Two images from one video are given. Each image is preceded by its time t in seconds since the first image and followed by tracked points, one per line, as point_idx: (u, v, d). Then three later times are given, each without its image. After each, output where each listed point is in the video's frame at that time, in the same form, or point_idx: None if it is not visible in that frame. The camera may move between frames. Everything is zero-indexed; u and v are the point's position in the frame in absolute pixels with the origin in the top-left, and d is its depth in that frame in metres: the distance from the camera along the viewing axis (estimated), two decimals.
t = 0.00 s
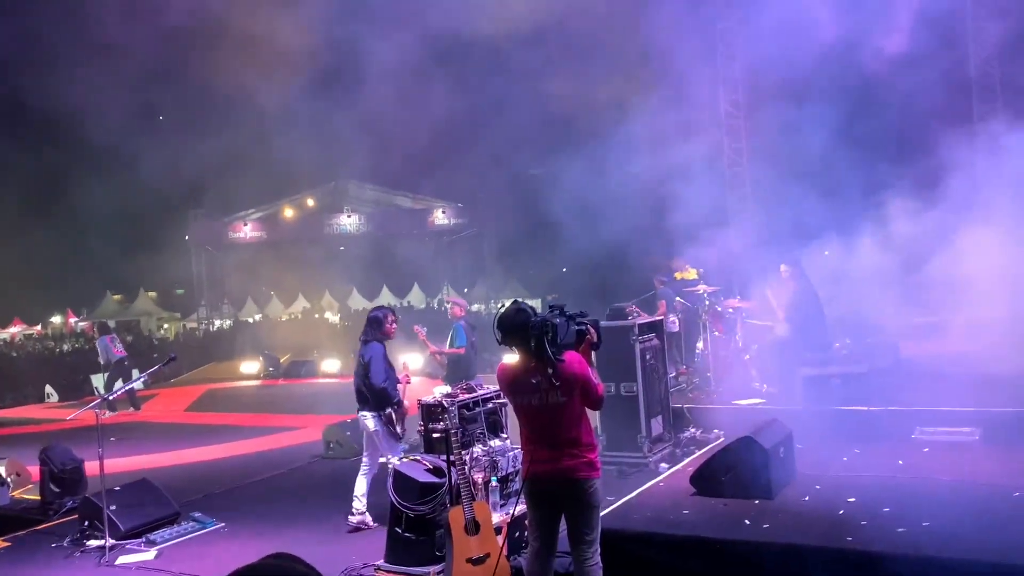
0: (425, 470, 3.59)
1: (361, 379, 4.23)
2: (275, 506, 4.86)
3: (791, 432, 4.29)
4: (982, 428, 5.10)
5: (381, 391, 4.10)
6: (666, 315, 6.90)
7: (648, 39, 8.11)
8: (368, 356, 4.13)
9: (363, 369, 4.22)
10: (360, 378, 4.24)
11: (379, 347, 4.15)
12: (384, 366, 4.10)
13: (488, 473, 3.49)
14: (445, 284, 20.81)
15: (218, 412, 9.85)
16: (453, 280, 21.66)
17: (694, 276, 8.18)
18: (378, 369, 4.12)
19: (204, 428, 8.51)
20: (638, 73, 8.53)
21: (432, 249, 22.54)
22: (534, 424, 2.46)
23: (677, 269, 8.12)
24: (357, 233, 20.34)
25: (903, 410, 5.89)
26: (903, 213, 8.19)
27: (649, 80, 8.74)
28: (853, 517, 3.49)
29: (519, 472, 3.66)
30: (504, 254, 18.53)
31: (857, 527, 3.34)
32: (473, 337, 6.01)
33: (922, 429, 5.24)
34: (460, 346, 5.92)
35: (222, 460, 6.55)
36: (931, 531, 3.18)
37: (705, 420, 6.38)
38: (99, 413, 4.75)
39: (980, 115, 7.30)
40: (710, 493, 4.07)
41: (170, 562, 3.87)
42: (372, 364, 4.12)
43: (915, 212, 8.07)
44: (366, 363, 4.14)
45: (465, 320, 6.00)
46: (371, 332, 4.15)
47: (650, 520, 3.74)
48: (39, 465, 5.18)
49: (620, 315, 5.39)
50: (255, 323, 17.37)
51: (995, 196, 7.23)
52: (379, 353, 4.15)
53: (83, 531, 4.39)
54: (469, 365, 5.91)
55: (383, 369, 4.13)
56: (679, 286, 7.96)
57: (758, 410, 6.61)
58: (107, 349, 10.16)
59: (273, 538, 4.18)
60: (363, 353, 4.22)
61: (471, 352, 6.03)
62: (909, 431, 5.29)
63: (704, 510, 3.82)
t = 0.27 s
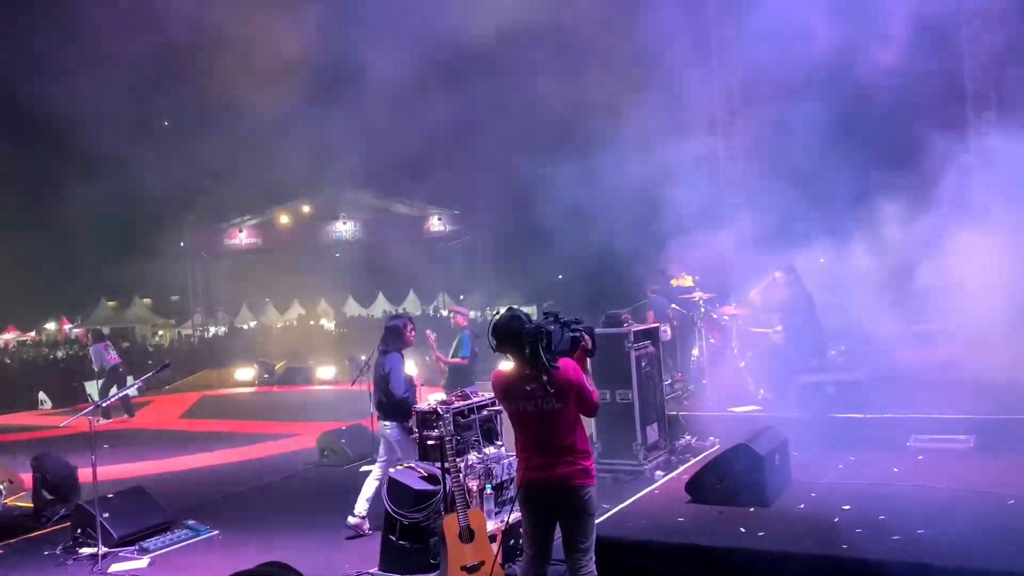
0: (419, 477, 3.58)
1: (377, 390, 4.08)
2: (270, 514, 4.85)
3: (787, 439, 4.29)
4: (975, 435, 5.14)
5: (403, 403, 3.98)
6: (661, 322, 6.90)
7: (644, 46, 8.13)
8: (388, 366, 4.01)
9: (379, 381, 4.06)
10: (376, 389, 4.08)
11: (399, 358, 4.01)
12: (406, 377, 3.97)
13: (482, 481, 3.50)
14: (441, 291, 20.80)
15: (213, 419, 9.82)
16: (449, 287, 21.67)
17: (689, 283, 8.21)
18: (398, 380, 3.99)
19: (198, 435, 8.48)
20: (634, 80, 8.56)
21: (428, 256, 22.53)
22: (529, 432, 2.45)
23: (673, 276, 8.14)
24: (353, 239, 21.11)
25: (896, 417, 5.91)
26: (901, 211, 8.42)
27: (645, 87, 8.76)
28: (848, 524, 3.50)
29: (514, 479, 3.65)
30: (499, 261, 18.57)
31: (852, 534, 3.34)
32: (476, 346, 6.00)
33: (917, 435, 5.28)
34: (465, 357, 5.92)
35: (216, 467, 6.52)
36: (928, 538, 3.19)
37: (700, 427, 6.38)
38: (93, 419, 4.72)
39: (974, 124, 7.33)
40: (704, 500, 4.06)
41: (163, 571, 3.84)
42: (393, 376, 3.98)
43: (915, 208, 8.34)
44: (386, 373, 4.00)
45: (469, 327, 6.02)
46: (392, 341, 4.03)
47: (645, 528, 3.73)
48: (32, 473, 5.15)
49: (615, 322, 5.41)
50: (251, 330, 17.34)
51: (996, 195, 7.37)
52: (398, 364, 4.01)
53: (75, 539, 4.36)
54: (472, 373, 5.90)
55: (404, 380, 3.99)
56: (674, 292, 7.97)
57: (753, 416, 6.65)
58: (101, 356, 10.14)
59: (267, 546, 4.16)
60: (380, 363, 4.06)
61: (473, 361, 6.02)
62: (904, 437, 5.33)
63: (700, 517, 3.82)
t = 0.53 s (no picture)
0: (414, 482, 3.58)
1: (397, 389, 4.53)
2: (264, 517, 4.84)
3: (781, 444, 4.29)
4: (970, 439, 5.15)
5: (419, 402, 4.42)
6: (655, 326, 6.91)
7: (639, 48, 8.14)
8: (407, 367, 4.44)
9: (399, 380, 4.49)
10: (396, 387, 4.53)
11: (418, 360, 4.46)
12: (423, 378, 4.40)
13: (477, 485, 3.46)
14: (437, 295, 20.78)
15: (208, 423, 9.80)
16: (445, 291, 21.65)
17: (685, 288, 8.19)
18: (417, 381, 4.41)
19: (193, 439, 8.46)
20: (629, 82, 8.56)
21: (423, 260, 22.50)
22: (523, 436, 2.45)
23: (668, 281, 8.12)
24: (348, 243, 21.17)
25: (890, 422, 5.92)
26: (888, 219, 8.39)
27: (640, 93, 8.78)
28: (841, 529, 3.50)
29: (509, 483, 3.63)
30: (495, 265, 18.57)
31: (844, 538, 3.35)
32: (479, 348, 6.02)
33: (911, 440, 5.28)
34: (467, 358, 5.89)
35: (210, 470, 6.52)
36: (920, 542, 3.19)
37: (694, 431, 6.39)
38: (87, 422, 4.71)
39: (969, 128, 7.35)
40: (698, 504, 4.06)
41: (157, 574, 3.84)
42: (413, 377, 4.40)
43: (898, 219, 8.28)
44: (405, 373, 4.43)
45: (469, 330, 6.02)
46: (412, 345, 4.47)
47: (640, 532, 3.73)
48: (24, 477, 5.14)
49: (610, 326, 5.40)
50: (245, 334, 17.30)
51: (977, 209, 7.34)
52: (417, 366, 4.45)
53: (68, 542, 4.35)
54: (473, 376, 5.89)
55: (422, 382, 4.43)
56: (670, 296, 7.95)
57: (747, 421, 6.65)
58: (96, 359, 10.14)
59: (261, 550, 4.16)
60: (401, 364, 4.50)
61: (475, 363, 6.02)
62: (898, 441, 5.34)
63: (694, 522, 3.82)
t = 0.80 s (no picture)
0: (407, 483, 3.57)
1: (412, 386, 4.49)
2: (259, 518, 4.83)
3: (775, 446, 4.30)
4: (964, 443, 5.16)
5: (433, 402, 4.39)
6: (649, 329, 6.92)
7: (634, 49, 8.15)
8: (421, 366, 4.40)
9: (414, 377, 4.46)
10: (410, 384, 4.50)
11: (433, 359, 4.42)
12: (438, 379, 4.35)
13: (471, 487, 3.47)
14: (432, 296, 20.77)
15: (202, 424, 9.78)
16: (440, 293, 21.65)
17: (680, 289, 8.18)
18: (431, 381, 4.37)
19: (186, 440, 8.44)
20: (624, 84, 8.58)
21: (418, 262, 22.48)
22: (517, 438, 2.45)
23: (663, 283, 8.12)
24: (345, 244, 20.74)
25: (882, 425, 5.94)
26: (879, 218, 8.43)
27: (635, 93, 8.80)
28: (835, 532, 3.50)
29: (503, 485, 3.63)
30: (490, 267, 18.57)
31: (838, 541, 3.35)
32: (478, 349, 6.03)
33: (905, 443, 5.30)
34: (467, 361, 5.89)
35: (203, 471, 6.50)
36: (913, 546, 3.20)
37: (688, 434, 6.39)
38: (80, 423, 4.69)
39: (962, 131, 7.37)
40: (692, 506, 4.06)
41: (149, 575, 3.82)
42: (428, 377, 4.36)
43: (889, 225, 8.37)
44: (419, 372, 4.39)
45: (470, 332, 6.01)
46: (430, 343, 4.41)
47: (634, 534, 3.72)
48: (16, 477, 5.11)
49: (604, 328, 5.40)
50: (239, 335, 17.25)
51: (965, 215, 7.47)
52: (430, 365, 4.40)
53: (60, 543, 4.33)
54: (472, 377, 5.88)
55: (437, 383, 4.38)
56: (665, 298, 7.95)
57: (742, 423, 6.65)
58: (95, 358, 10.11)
59: (255, 551, 4.14)
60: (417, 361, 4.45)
61: (475, 366, 6.03)
62: (892, 444, 5.36)
63: (689, 524, 3.82)
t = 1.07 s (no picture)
0: (402, 483, 3.57)
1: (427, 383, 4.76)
2: (252, 519, 4.82)
3: (769, 448, 4.30)
4: (958, 444, 5.18)
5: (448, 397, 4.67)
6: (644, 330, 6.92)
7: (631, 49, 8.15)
8: (440, 364, 4.69)
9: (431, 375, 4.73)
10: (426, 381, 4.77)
11: (450, 357, 4.72)
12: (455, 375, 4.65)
13: (466, 487, 3.47)
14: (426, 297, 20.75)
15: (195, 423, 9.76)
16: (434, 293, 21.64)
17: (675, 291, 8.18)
18: (449, 377, 4.66)
19: (179, 439, 8.42)
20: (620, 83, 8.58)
21: (412, 262, 22.47)
22: (512, 438, 2.45)
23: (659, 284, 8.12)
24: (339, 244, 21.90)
25: (877, 427, 5.94)
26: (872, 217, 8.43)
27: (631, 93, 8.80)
28: (829, 533, 3.51)
29: (498, 486, 3.62)
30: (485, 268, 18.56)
31: (832, 542, 3.35)
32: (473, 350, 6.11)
33: (900, 445, 5.31)
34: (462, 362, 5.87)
35: (197, 471, 6.48)
36: (907, 547, 3.20)
37: (682, 435, 6.40)
38: (74, 423, 4.68)
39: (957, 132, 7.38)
40: (686, 507, 4.07)
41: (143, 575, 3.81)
42: (446, 374, 4.64)
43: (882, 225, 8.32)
44: (437, 368, 4.68)
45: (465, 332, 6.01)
46: (448, 341, 4.72)
47: (628, 535, 3.72)
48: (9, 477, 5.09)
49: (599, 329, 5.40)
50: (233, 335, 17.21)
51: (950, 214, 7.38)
52: (448, 363, 4.69)
53: (53, 543, 4.31)
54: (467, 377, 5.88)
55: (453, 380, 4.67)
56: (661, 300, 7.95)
57: (736, 424, 6.65)
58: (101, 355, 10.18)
59: (249, 551, 4.13)
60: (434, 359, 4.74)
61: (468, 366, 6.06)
62: (886, 446, 5.37)
63: (683, 525, 3.82)
